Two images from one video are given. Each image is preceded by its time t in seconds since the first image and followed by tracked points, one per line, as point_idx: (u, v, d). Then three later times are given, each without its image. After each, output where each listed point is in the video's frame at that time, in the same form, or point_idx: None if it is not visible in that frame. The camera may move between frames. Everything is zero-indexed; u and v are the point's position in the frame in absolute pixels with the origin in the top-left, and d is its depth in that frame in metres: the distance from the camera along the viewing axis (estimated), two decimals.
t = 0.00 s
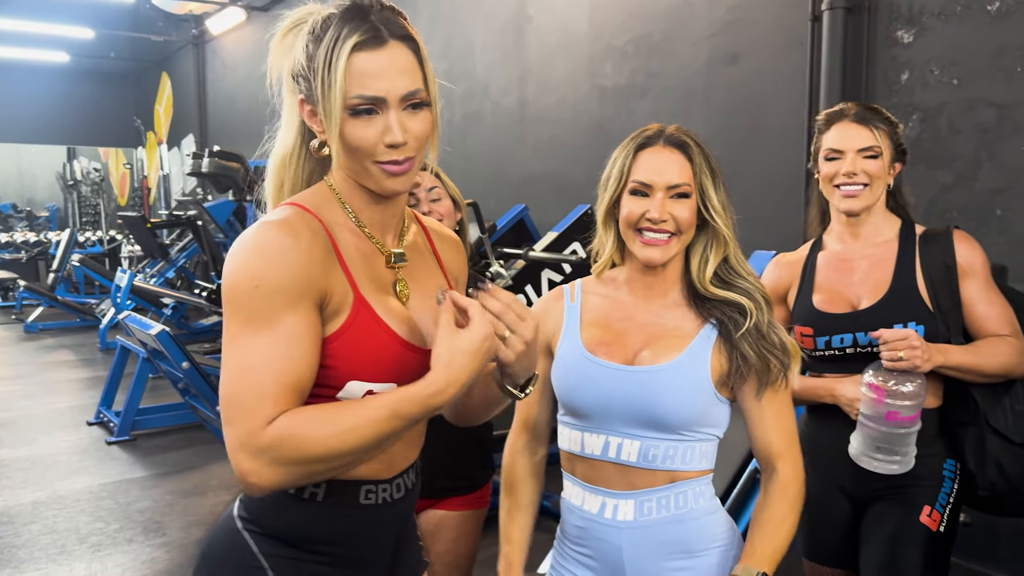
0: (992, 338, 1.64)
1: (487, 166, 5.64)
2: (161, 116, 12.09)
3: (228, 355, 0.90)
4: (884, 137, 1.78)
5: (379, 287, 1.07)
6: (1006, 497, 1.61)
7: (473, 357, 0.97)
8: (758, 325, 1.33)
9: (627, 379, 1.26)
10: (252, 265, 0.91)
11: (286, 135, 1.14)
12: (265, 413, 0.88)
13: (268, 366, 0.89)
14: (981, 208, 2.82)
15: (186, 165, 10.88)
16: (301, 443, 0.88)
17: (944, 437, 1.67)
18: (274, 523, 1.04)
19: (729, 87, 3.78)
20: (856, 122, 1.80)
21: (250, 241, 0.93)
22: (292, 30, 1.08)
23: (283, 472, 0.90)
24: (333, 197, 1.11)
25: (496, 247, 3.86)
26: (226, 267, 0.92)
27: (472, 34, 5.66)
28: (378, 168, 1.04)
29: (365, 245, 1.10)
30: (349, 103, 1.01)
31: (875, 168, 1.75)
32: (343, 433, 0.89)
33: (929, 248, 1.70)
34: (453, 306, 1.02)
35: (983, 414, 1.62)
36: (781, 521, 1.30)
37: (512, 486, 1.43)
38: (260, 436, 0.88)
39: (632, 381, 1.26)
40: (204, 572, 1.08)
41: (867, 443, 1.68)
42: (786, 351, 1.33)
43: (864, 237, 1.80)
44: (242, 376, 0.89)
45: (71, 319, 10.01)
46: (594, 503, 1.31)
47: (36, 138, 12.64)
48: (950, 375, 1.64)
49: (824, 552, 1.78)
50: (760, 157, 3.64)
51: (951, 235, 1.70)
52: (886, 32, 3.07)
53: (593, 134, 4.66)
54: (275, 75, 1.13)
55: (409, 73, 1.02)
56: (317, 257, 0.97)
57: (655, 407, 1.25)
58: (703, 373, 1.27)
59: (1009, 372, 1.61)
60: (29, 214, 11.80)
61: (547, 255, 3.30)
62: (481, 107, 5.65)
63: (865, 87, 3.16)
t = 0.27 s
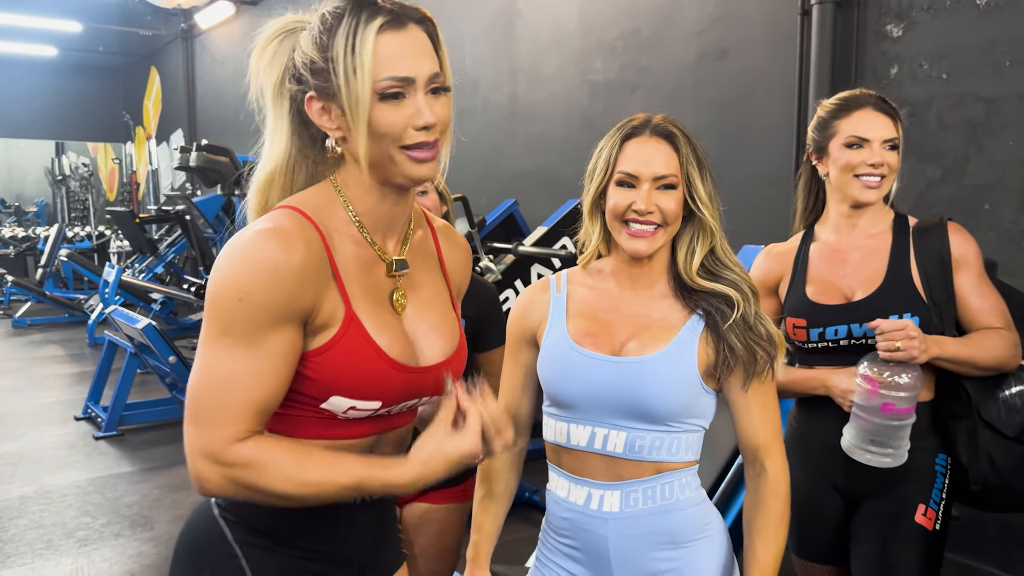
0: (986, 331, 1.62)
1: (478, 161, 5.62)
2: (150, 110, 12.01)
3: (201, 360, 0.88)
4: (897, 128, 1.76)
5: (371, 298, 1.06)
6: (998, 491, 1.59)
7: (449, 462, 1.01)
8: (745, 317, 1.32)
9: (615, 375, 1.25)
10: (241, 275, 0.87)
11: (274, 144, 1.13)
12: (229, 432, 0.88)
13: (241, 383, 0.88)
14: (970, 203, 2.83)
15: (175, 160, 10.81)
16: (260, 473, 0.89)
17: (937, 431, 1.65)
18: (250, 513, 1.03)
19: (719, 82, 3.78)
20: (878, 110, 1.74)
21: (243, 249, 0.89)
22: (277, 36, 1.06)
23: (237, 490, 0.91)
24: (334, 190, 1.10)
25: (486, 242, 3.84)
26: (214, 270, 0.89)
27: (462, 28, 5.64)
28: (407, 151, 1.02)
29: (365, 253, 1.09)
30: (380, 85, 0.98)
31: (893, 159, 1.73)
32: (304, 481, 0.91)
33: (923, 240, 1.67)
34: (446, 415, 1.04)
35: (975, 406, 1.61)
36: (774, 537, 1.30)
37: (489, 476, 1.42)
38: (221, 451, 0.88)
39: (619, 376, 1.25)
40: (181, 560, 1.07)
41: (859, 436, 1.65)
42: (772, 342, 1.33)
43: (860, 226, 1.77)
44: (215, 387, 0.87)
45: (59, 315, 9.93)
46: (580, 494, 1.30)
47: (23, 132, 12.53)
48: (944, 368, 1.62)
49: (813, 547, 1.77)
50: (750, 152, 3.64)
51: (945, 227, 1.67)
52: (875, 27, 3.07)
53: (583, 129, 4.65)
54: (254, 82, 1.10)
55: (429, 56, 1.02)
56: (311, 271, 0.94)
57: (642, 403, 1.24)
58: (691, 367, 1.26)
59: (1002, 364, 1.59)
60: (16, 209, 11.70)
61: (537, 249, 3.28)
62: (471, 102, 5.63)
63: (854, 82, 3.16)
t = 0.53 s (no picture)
0: (995, 338, 1.58)
1: (471, 167, 5.59)
2: (144, 116, 11.97)
3: (171, 377, 0.85)
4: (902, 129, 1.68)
5: (349, 309, 1.02)
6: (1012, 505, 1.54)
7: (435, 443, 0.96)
8: (733, 330, 1.28)
9: (600, 388, 1.21)
10: (213, 289, 0.84)
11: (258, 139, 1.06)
12: (201, 452, 0.84)
13: (213, 400, 0.84)
14: (965, 210, 2.80)
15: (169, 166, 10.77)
16: (236, 489, 0.86)
17: (943, 441, 1.61)
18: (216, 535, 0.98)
19: (712, 88, 3.75)
20: (880, 110, 1.67)
21: (213, 261, 0.86)
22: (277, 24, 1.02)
23: (212, 511, 0.87)
24: (309, 199, 1.05)
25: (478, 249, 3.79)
26: (183, 285, 0.86)
27: (455, 34, 5.61)
28: (384, 170, 0.98)
29: (341, 264, 1.04)
30: (365, 98, 0.94)
31: (894, 162, 1.66)
32: (283, 489, 0.88)
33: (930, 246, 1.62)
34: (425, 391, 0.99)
35: (984, 417, 1.56)
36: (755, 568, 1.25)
37: (483, 494, 1.38)
38: (193, 473, 0.85)
39: (604, 389, 1.21)
40: None
41: (868, 447, 1.60)
42: (760, 356, 1.29)
43: (864, 228, 1.71)
44: (184, 407, 0.84)
45: (51, 321, 9.86)
46: (564, 511, 1.25)
47: (17, 138, 12.49)
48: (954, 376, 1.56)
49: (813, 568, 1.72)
50: (743, 158, 3.61)
51: (952, 231, 1.64)
52: (868, 32, 3.05)
53: (576, 135, 4.62)
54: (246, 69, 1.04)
55: (427, 76, 0.98)
56: (287, 283, 0.91)
57: (629, 418, 1.20)
58: (679, 381, 1.22)
59: (1011, 374, 1.54)
60: (8, 215, 11.63)
61: (529, 256, 3.24)
62: (464, 108, 5.60)
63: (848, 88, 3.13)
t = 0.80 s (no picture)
0: (1013, 345, 1.56)
1: (466, 171, 5.55)
2: (140, 121, 11.94)
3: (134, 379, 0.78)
4: (903, 127, 1.64)
5: (308, 305, 0.98)
6: None
7: (438, 428, 0.83)
8: (732, 343, 1.24)
9: (597, 401, 1.17)
10: (164, 283, 0.80)
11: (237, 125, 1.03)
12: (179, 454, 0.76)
13: (182, 397, 0.77)
14: (965, 215, 2.77)
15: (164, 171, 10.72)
16: (216, 491, 0.76)
17: (960, 453, 1.55)
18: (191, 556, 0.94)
19: (708, 91, 3.71)
20: (876, 107, 1.65)
21: (159, 257, 0.82)
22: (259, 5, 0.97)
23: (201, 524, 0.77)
24: (258, 197, 1.02)
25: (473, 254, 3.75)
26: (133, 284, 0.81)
27: (451, 37, 5.58)
28: (338, 169, 0.95)
29: (293, 260, 1.01)
30: (339, 96, 0.91)
31: (889, 160, 1.62)
32: (267, 484, 0.77)
33: (945, 250, 1.58)
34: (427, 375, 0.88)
35: (1004, 426, 1.53)
36: None
37: (473, 508, 1.33)
38: (170, 480, 0.76)
39: (598, 403, 1.17)
40: None
41: (888, 459, 1.54)
42: (761, 370, 1.25)
43: (877, 233, 1.66)
44: (150, 409, 0.77)
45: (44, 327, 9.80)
46: (559, 529, 1.21)
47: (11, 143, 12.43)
48: (977, 385, 1.54)
49: None
50: (740, 162, 3.58)
51: (969, 233, 1.59)
52: (867, 35, 3.02)
53: (571, 139, 4.59)
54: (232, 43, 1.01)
55: (405, 88, 0.96)
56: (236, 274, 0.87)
57: (624, 433, 1.16)
58: (676, 394, 1.18)
59: None
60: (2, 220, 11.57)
61: (524, 261, 3.19)
62: (459, 113, 5.57)
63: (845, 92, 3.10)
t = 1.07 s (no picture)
0: None
1: (462, 171, 5.52)
2: (133, 121, 11.88)
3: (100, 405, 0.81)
4: (931, 119, 1.59)
5: (286, 318, 0.99)
6: None
7: (399, 456, 0.93)
8: (734, 346, 1.22)
9: (595, 405, 1.15)
10: (130, 308, 0.81)
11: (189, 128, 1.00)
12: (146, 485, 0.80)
13: (150, 428, 0.80)
14: (964, 214, 2.76)
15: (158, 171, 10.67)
16: (184, 525, 0.81)
17: (973, 458, 1.54)
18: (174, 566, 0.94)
19: (705, 90, 3.70)
20: (904, 97, 1.61)
21: (126, 278, 0.83)
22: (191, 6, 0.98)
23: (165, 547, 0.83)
24: (236, 208, 1.01)
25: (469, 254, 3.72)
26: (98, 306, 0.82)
27: (446, 36, 5.55)
28: (358, 162, 0.97)
29: (272, 268, 1.02)
30: (362, 89, 0.94)
31: (913, 152, 1.57)
32: (240, 515, 0.84)
33: (972, 247, 1.55)
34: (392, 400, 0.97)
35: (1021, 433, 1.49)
36: None
37: (467, 515, 1.30)
38: (139, 507, 0.80)
39: (595, 407, 1.14)
40: None
41: (899, 463, 1.52)
42: (764, 373, 1.23)
43: (900, 230, 1.63)
44: (118, 438, 0.79)
45: (39, 329, 9.74)
46: (557, 534, 1.19)
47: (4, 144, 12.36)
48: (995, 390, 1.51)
49: None
50: (737, 161, 3.56)
51: (996, 234, 1.56)
52: (864, 33, 3.01)
53: (568, 139, 4.57)
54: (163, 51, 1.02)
55: (388, 64, 0.98)
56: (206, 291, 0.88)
57: (621, 437, 1.14)
58: (677, 398, 1.15)
59: None
60: None
61: (520, 262, 3.17)
62: (455, 112, 5.54)
63: (842, 90, 3.09)
